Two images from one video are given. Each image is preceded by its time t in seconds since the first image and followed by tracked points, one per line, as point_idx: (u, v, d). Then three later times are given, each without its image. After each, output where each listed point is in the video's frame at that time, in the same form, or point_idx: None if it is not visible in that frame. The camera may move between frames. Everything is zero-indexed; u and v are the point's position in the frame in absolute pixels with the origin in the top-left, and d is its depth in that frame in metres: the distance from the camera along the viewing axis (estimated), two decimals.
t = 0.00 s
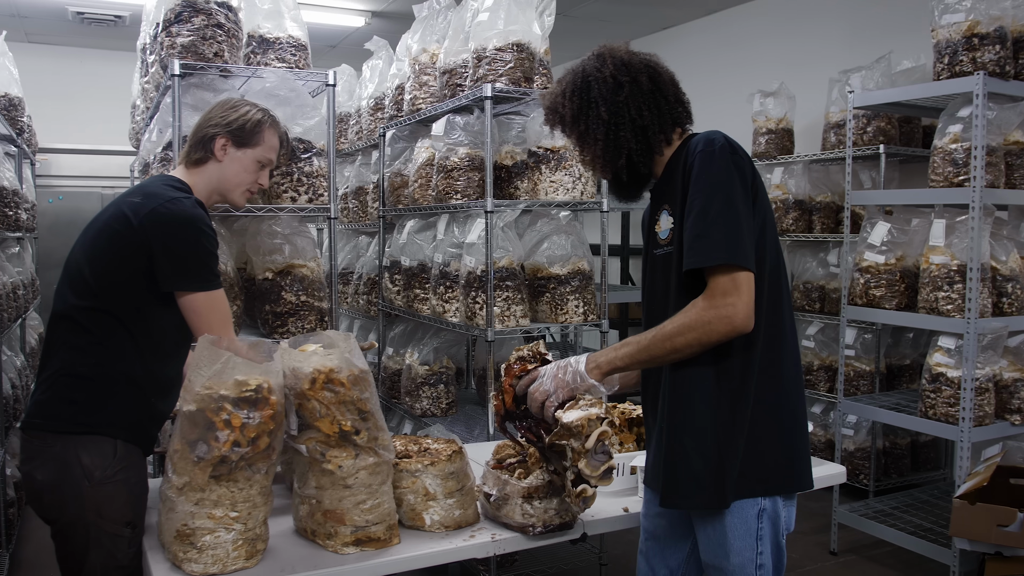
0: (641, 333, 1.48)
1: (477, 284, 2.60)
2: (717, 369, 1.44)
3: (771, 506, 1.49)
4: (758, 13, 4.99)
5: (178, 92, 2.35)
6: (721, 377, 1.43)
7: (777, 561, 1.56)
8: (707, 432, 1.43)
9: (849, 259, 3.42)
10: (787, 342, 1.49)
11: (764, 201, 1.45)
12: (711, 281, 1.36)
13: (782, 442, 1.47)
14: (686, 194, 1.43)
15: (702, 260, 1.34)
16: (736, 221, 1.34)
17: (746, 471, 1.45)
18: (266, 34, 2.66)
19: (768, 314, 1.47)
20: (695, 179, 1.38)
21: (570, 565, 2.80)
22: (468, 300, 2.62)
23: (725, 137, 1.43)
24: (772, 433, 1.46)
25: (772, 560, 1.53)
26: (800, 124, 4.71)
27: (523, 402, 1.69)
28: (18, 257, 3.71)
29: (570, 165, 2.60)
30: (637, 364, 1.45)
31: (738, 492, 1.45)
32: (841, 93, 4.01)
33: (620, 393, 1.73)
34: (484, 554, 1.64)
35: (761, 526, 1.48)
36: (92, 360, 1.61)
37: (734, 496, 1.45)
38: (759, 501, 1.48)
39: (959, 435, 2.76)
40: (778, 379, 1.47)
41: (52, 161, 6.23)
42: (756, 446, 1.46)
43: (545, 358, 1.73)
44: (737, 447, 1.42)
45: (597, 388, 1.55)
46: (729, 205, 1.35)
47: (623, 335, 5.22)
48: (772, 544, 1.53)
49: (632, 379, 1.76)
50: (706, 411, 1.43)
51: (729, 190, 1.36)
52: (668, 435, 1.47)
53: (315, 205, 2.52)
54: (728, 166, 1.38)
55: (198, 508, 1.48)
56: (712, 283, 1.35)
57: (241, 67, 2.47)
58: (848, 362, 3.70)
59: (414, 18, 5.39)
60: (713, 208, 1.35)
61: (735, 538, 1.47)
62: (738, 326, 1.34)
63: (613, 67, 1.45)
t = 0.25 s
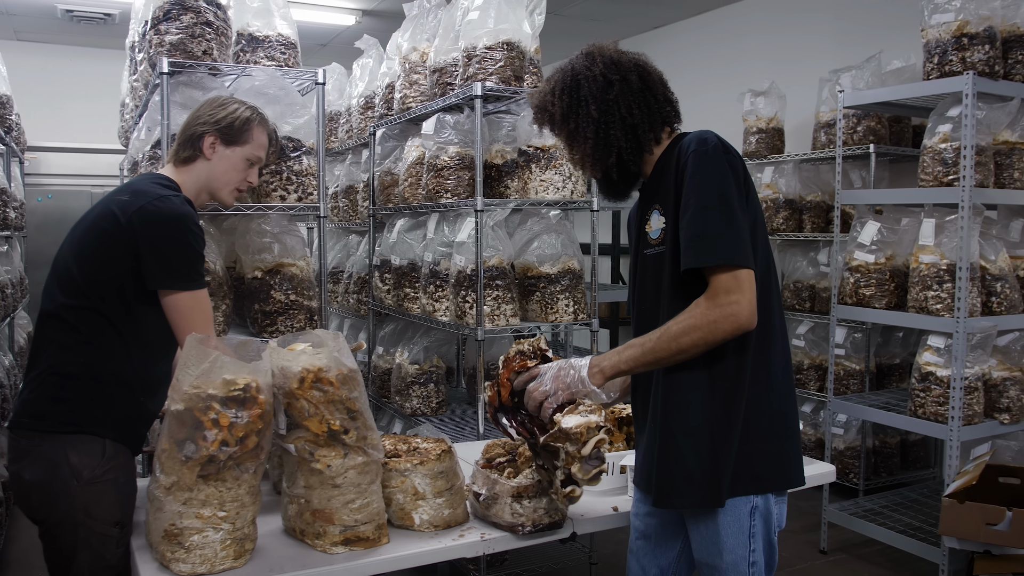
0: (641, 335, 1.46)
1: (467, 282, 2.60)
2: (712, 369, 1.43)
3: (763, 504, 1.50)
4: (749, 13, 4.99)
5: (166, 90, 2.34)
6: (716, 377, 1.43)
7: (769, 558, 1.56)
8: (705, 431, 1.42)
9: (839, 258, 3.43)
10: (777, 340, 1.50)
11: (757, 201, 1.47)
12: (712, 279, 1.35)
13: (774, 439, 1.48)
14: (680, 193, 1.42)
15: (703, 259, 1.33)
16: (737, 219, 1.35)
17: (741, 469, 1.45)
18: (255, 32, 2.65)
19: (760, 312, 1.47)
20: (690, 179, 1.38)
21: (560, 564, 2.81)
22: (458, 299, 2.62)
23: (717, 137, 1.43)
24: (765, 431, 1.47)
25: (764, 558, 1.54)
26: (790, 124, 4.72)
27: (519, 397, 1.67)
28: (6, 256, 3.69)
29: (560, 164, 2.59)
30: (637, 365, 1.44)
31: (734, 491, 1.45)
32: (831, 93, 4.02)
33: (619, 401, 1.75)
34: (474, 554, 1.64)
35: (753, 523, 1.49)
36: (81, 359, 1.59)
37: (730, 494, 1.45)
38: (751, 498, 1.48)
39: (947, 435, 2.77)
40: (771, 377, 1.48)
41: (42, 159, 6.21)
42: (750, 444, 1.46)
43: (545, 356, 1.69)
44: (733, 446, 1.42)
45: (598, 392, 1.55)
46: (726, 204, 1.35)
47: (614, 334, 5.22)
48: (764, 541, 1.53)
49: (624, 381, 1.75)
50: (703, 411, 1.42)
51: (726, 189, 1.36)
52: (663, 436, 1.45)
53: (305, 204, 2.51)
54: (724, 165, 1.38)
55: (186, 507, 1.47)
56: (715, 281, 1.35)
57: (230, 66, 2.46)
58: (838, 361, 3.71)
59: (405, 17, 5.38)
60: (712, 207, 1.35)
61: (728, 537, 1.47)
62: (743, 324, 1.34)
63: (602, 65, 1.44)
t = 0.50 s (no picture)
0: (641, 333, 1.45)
1: (458, 282, 2.59)
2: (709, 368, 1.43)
3: (757, 503, 1.49)
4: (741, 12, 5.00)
5: (156, 89, 2.32)
6: (714, 376, 1.43)
7: (762, 557, 1.56)
8: (703, 430, 1.42)
9: (830, 257, 3.44)
10: (772, 338, 1.50)
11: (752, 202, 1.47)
12: (713, 278, 1.35)
13: (770, 437, 1.48)
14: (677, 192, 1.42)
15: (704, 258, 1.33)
16: (737, 218, 1.35)
17: (738, 468, 1.45)
18: (245, 31, 2.64)
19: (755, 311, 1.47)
20: (688, 178, 1.38)
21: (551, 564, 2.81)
22: (449, 299, 2.61)
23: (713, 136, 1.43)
24: (762, 430, 1.47)
25: (757, 557, 1.54)
26: (782, 123, 4.72)
27: (515, 385, 1.63)
28: None
29: (551, 163, 2.59)
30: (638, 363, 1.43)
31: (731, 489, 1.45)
32: (823, 92, 4.02)
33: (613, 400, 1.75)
34: (464, 554, 1.63)
35: (747, 522, 1.48)
36: (70, 358, 1.58)
37: (727, 493, 1.44)
38: (746, 496, 1.47)
39: (937, 433, 2.77)
40: (766, 375, 1.48)
41: (32, 158, 6.19)
42: (747, 442, 1.46)
43: (543, 347, 1.68)
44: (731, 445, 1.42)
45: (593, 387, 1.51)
46: (724, 202, 1.35)
47: (607, 333, 5.23)
48: (758, 540, 1.53)
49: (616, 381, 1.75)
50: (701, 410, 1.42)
51: (725, 187, 1.36)
52: (661, 435, 1.45)
53: (295, 203, 2.50)
54: (721, 163, 1.38)
55: (175, 508, 1.46)
56: (716, 280, 1.34)
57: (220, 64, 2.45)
58: (830, 360, 3.72)
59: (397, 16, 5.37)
60: (711, 206, 1.35)
61: (722, 536, 1.47)
62: (743, 323, 1.34)
63: (600, 62, 1.44)
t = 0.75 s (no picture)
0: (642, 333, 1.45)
1: (455, 284, 2.58)
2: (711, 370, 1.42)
3: (754, 505, 1.49)
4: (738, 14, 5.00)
5: (152, 91, 2.31)
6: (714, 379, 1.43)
7: (760, 559, 1.55)
8: (700, 433, 1.42)
9: (827, 258, 3.44)
10: (771, 342, 1.50)
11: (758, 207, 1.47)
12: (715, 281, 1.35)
13: (768, 441, 1.47)
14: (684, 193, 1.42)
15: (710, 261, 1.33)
16: (742, 222, 1.34)
17: (736, 471, 1.45)
18: (242, 33, 2.65)
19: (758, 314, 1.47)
20: (695, 181, 1.37)
21: (549, 566, 2.81)
22: (446, 301, 2.61)
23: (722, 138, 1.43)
24: (760, 434, 1.46)
25: (754, 559, 1.53)
26: (778, 124, 4.72)
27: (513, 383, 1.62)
28: None
29: (548, 165, 2.59)
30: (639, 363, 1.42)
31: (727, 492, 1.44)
32: (819, 93, 4.03)
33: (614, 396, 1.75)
34: (461, 557, 1.63)
35: (743, 524, 1.48)
36: (65, 361, 1.58)
37: (723, 496, 1.44)
38: (742, 499, 1.47)
39: (936, 435, 2.77)
40: (767, 379, 1.48)
41: (29, 161, 6.19)
42: (745, 446, 1.45)
43: (543, 345, 1.67)
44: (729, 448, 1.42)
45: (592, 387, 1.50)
46: (730, 207, 1.35)
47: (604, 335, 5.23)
48: (755, 543, 1.52)
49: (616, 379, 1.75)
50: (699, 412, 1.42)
51: (733, 191, 1.36)
52: (659, 435, 1.45)
53: (291, 205, 2.50)
54: (730, 167, 1.38)
55: (171, 511, 1.45)
56: (721, 283, 1.34)
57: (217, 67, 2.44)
58: (827, 361, 3.72)
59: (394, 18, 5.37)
60: (718, 208, 1.34)
61: (718, 538, 1.47)
62: (744, 327, 1.34)
63: (613, 55, 1.44)
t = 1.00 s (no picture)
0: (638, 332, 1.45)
1: (454, 287, 2.58)
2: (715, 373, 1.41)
3: (750, 509, 1.49)
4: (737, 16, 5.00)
5: (151, 95, 2.31)
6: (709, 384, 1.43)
7: (757, 563, 1.55)
8: (696, 436, 1.42)
9: (827, 261, 3.44)
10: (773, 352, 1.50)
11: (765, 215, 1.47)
12: (712, 286, 1.35)
13: (763, 451, 1.47)
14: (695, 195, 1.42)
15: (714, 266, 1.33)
16: (744, 230, 1.34)
17: (727, 478, 1.45)
18: (241, 37, 2.65)
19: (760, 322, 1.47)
20: (708, 185, 1.37)
21: (549, 569, 2.81)
22: (445, 304, 2.61)
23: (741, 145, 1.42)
24: (757, 442, 1.46)
25: (751, 563, 1.53)
26: (778, 126, 4.72)
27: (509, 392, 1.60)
28: None
29: (547, 168, 2.58)
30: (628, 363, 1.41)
31: (718, 498, 1.44)
32: (819, 95, 4.03)
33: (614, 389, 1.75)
34: (460, 561, 1.63)
35: (738, 528, 1.47)
36: (66, 365, 1.58)
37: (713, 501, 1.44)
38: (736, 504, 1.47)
39: (936, 437, 2.77)
40: (767, 388, 1.48)
41: (29, 164, 6.20)
42: (739, 453, 1.45)
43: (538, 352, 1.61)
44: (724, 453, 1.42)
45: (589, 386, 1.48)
46: (743, 216, 1.35)
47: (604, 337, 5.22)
48: (751, 547, 1.52)
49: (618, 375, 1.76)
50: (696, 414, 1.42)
51: (745, 198, 1.36)
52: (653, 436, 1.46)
53: (290, 209, 2.50)
54: (744, 174, 1.38)
55: (170, 515, 1.45)
56: (717, 288, 1.35)
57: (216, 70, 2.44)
58: (827, 364, 3.72)
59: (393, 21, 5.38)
60: (728, 215, 1.35)
61: (713, 541, 1.46)
62: (738, 336, 1.34)
63: (637, 50, 1.43)
